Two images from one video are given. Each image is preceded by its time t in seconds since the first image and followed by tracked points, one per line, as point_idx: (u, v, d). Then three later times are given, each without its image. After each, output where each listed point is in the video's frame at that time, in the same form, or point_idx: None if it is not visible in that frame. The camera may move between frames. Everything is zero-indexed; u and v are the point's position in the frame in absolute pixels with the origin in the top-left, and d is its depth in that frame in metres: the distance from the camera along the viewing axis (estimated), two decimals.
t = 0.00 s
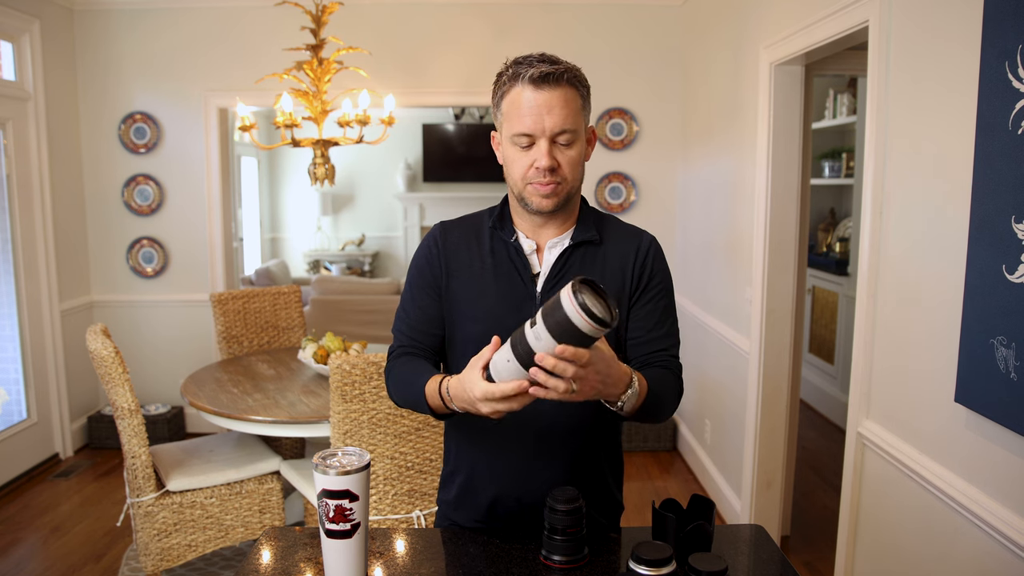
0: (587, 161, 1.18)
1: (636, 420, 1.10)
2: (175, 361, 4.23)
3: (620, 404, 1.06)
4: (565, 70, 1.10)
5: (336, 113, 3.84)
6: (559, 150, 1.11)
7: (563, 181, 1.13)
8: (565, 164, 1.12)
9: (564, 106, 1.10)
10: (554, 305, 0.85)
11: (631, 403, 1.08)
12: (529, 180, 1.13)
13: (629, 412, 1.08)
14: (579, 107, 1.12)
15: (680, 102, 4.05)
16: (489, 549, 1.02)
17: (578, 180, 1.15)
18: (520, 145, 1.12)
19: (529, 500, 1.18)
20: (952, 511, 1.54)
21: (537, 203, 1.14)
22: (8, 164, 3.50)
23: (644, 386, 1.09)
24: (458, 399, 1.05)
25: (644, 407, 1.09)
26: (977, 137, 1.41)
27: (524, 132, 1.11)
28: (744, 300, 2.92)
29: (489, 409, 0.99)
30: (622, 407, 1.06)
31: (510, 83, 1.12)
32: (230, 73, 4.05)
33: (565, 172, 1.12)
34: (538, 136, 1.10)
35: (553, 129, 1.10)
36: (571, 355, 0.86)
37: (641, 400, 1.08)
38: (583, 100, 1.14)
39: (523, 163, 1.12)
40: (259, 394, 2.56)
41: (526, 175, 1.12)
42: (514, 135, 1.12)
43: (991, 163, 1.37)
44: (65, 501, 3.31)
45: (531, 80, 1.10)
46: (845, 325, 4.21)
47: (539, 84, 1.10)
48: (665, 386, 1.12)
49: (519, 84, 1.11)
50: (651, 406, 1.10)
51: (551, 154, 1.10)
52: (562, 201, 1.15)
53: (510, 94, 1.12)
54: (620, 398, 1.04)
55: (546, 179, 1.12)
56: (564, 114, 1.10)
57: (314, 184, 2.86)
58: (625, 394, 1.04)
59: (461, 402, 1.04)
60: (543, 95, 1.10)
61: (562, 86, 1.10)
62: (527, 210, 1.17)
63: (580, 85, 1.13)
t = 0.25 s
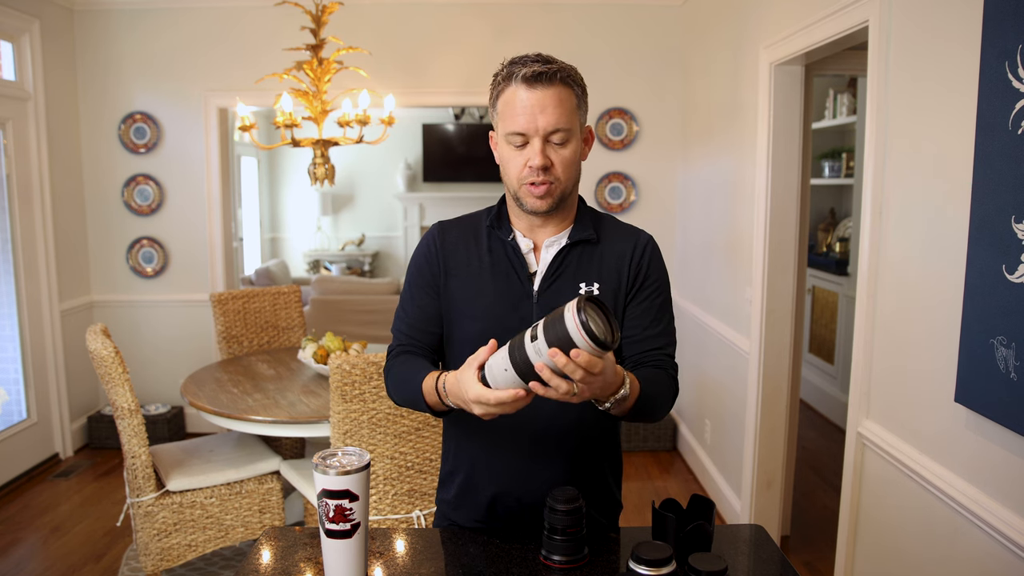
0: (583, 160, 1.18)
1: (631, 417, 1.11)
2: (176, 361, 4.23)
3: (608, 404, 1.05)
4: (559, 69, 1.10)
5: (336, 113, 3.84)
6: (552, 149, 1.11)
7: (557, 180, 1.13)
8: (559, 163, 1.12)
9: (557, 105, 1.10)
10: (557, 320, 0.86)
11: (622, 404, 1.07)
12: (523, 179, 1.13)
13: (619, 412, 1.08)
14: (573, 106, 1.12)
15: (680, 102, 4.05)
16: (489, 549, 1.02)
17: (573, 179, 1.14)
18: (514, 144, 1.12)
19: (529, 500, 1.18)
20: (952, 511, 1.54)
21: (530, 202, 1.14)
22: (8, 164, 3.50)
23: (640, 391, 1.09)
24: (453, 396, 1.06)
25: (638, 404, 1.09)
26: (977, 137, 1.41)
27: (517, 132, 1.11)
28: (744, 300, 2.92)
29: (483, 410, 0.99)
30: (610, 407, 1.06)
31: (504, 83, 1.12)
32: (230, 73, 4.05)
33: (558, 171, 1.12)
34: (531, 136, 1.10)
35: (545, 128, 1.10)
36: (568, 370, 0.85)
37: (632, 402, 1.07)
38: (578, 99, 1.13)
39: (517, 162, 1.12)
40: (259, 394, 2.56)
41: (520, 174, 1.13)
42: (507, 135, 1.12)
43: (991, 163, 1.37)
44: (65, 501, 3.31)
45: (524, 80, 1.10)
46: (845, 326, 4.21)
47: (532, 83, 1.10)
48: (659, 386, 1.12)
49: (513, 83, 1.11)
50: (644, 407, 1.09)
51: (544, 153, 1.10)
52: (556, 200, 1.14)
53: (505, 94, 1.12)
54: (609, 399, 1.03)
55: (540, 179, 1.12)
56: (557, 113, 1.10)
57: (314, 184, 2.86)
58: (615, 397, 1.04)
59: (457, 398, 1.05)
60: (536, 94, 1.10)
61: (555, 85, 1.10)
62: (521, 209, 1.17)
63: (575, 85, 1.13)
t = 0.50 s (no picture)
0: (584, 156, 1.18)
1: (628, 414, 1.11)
2: (175, 361, 4.23)
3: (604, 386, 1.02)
4: (558, 62, 1.12)
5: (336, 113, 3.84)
6: (555, 138, 1.11)
7: (562, 170, 1.11)
8: (563, 152, 1.11)
9: (558, 95, 1.11)
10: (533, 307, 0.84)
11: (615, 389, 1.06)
12: (527, 171, 1.11)
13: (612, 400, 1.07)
14: (573, 98, 1.13)
15: (680, 102, 4.05)
16: (489, 549, 1.02)
17: (576, 171, 1.14)
18: (516, 136, 1.12)
19: (529, 501, 1.17)
20: (952, 511, 1.54)
21: (534, 194, 1.12)
22: (8, 163, 3.50)
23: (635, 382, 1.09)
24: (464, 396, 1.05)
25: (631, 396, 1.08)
26: (977, 136, 1.41)
27: (519, 122, 1.11)
28: (744, 300, 2.92)
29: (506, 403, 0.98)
30: (605, 392, 1.04)
31: (503, 79, 1.13)
32: (230, 73, 4.05)
33: (563, 161, 1.11)
34: (534, 125, 1.10)
35: (547, 117, 1.10)
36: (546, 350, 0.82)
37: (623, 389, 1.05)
38: (578, 91, 1.14)
39: (520, 152, 1.11)
40: (259, 394, 2.56)
41: (523, 164, 1.11)
42: (509, 127, 1.12)
43: (991, 163, 1.37)
44: (65, 501, 3.31)
45: (524, 71, 1.11)
46: (845, 326, 4.21)
47: (532, 75, 1.11)
48: (655, 381, 1.12)
49: (512, 77, 1.12)
50: (640, 402, 1.09)
51: (548, 142, 1.10)
52: (561, 191, 1.13)
53: (505, 88, 1.13)
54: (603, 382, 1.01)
55: (544, 168, 1.10)
56: (558, 102, 1.10)
57: (314, 184, 2.86)
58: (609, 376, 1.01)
59: (472, 399, 1.03)
60: (537, 84, 1.10)
61: (556, 76, 1.11)
62: (524, 205, 1.15)
63: (574, 77, 1.14)
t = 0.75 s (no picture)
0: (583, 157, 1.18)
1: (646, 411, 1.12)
2: (176, 361, 4.24)
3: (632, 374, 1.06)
4: (559, 62, 1.12)
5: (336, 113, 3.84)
6: (555, 138, 1.11)
7: (562, 169, 1.11)
8: (562, 152, 1.11)
9: (559, 96, 1.11)
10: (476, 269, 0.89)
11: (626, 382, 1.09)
12: (526, 169, 1.11)
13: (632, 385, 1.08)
14: (573, 99, 1.13)
15: (680, 102, 4.06)
16: (489, 549, 1.03)
17: (576, 172, 1.14)
18: (516, 135, 1.12)
19: (530, 502, 1.18)
20: (951, 511, 1.54)
21: (533, 193, 1.12)
22: (8, 163, 3.50)
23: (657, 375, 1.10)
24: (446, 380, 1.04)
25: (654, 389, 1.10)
26: (976, 137, 1.42)
27: (520, 121, 1.11)
28: (743, 300, 2.92)
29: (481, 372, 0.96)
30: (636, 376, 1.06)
31: (504, 78, 1.14)
32: (230, 73, 4.05)
33: (563, 160, 1.11)
34: (535, 124, 1.11)
35: (547, 117, 1.10)
36: (506, 289, 0.88)
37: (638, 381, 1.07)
38: (578, 92, 1.15)
39: (520, 151, 1.11)
40: (259, 394, 2.57)
41: (522, 164, 1.11)
42: (509, 126, 1.12)
43: (991, 163, 1.37)
44: (66, 501, 3.31)
45: (525, 71, 1.11)
46: (844, 326, 4.22)
47: (533, 74, 1.11)
48: (675, 373, 1.14)
49: (513, 76, 1.13)
50: (663, 395, 1.11)
51: (548, 142, 1.10)
52: (560, 190, 1.13)
53: (506, 87, 1.13)
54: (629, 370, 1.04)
55: (544, 167, 1.10)
56: (559, 102, 1.11)
57: (314, 184, 2.86)
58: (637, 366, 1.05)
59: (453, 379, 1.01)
60: (537, 84, 1.11)
61: (557, 76, 1.12)
62: (523, 203, 1.15)
63: (574, 78, 1.15)
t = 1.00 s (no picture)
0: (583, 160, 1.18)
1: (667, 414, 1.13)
2: (176, 361, 4.24)
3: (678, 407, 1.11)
4: (560, 64, 1.13)
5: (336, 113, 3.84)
6: (553, 142, 1.11)
7: (559, 173, 1.11)
8: (560, 156, 1.11)
9: (558, 98, 1.11)
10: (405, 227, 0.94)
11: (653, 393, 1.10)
12: (522, 172, 1.12)
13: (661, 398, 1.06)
14: (574, 102, 1.13)
15: (680, 102, 4.06)
16: (489, 549, 1.03)
17: (574, 175, 1.14)
18: (514, 137, 1.12)
19: (530, 503, 1.18)
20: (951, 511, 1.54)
21: (528, 195, 1.13)
22: (8, 163, 3.50)
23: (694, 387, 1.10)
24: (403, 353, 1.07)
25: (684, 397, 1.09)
26: (976, 137, 1.42)
27: (518, 124, 1.12)
28: (744, 300, 2.92)
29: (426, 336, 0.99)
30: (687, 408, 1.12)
31: (505, 79, 1.14)
32: (230, 73, 4.05)
33: (559, 164, 1.11)
34: (533, 128, 1.11)
35: (545, 120, 1.10)
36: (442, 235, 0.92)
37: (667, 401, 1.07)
38: (579, 95, 1.15)
39: (517, 154, 1.12)
40: (259, 394, 2.57)
41: (519, 166, 1.12)
42: (507, 127, 1.13)
43: (990, 164, 1.37)
44: (66, 501, 3.31)
45: (525, 73, 1.12)
46: (844, 326, 4.22)
47: (532, 76, 1.12)
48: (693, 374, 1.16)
49: (513, 78, 1.13)
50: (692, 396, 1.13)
51: (544, 145, 1.10)
52: (558, 194, 1.13)
53: (507, 88, 1.14)
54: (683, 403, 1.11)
55: (540, 171, 1.11)
56: (557, 105, 1.11)
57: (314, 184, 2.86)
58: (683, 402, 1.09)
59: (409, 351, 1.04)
60: (537, 86, 1.11)
61: (556, 79, 1.12)
62: (520, 205, 1.16)
63: (576, 81, 1.15)
